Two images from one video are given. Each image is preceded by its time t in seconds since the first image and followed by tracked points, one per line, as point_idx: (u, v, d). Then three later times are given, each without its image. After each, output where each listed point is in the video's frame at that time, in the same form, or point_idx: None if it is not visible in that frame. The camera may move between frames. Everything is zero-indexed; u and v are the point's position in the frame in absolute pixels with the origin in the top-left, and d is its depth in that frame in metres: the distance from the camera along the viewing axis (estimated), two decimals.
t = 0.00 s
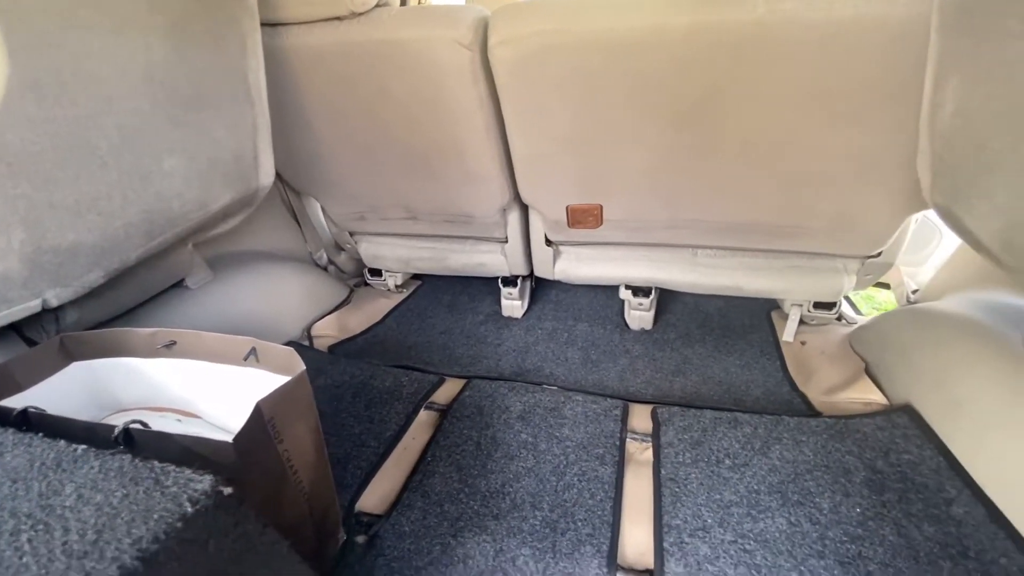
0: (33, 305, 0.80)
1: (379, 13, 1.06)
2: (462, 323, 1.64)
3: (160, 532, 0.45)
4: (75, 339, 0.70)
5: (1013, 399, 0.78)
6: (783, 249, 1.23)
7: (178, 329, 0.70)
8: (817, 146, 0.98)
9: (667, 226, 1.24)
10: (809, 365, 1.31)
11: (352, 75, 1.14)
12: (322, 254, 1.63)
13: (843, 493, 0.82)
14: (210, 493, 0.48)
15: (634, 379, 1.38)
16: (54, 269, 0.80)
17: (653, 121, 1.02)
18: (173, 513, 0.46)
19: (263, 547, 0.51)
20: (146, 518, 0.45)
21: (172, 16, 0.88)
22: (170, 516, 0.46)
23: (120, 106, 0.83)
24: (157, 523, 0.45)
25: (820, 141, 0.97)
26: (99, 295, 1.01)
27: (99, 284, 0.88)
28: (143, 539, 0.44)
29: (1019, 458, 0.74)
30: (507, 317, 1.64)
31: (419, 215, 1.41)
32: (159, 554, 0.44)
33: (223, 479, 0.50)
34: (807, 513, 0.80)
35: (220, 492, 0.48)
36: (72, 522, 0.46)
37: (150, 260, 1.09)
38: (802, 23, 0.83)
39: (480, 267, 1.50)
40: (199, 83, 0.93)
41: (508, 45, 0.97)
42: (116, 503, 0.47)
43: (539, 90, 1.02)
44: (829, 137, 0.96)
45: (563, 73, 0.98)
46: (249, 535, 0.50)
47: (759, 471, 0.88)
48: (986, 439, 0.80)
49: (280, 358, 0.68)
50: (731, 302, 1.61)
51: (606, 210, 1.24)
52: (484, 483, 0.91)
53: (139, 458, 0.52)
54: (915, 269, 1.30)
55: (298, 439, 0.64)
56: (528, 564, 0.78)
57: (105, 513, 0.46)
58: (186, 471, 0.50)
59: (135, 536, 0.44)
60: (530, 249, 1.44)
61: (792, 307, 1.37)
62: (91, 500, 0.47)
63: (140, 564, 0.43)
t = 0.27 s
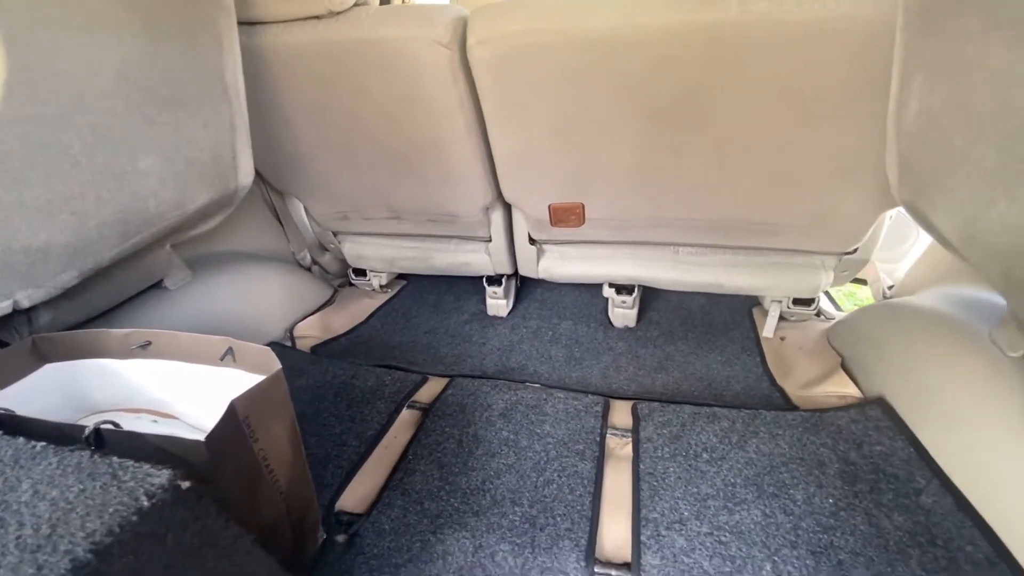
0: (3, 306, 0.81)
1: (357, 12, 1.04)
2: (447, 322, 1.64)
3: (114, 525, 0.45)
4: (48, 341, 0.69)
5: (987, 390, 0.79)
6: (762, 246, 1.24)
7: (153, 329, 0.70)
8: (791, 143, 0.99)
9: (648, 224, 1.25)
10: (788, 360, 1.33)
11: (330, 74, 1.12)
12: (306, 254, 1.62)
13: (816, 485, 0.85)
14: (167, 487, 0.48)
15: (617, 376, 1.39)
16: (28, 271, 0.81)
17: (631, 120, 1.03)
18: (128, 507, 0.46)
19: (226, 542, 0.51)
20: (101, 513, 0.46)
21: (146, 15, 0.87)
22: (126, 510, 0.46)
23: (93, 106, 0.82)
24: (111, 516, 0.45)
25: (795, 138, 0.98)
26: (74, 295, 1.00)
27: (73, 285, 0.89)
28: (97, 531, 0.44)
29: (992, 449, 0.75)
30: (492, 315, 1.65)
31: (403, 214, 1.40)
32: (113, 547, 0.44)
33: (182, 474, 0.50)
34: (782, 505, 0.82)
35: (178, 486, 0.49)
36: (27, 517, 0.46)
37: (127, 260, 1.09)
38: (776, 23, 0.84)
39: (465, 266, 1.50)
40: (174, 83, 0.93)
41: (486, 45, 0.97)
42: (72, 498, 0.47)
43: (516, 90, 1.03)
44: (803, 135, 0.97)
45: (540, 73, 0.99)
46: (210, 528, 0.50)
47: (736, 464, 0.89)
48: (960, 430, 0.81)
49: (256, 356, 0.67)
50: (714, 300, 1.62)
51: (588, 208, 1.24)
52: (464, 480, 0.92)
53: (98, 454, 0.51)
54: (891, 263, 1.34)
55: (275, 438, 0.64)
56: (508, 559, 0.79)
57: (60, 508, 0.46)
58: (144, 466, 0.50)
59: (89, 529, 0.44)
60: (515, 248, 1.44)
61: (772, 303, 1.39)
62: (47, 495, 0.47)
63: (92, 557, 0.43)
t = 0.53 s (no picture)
0: None
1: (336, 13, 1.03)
2: (433, 323, 1.64)
3: (70, 521, 0.45)
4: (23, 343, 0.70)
5: (957, 383, 0.81)
6: (741, 245, 1.26)
7: (128, 330, 0.70)
8: (767, 143, 1.01)
9: (630, 223, 1.26)
10: (768, 357, 1.35)
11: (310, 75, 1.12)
12: (291, 254, 1.62)
13: (791, 479, 0.86)
14: (127, 484, 0.49)
15: (601, 374, 1.40)
16: (2, 276, 0.81)
17: (609, 121, 1.04)
18: (86, 504, 0.47)
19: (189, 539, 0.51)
20: (58, 510, 0.46)
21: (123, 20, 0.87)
22: (83, 507, 0.47)
23: (67, 108, 0.82)
24: (69, 513, 0.46)
25: (771, 138, 1.00)
26: (52, 298, 1.00)
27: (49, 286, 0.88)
28: (52, 528, 0.45)
29: (966, 444, 0.77)
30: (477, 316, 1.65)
31: (387, 215, 1.40)
32: (69, 542, 0.45)
33: (142, 472, 0.51)
34: (757, 500, 0.83)
35: (137, 484, 0.49)
36: None
37: (105, 263, 1.08)
38: (751, 25, 0.85)
39: (451, 266, 1.50)
40: (151, 85, 0.93)
41: (464, 46, 0.98)
42: (30, 495, 0.47)
43: (495, 91, 1.03)
44: (778, 135, 0.99)
45: (519, 74, 1.00)
46: (172, 525, 0.50)
47: (713, 459, 0.91)
48: (932, 424, 0.82)
49: (232, 357, 0.68)
50: (697, 298, 1.64)
51: (570, 208, 1.25)
52: (445, 479, 0.92)
53: (57, 454, 0.52)
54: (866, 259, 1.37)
55: (252, 438, 0.64)
56: (487, 556, 0.79)
57: (17, 505, 0.47)
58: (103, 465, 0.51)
59: (46, 525, 0.45)
60: (499, 247, 1.45)
61: (752, 301, 1.40)
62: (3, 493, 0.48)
63: (49, 550, 0.43)
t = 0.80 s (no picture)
0: None
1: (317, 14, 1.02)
2: (420, 323, 1.64)
3: (28, 519, 0.45)
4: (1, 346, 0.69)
5: (931, 378, 0.82)
6: (724, 244, 1.27)
7: (106, 332, 0.70)
8: (746, 143, 1.02)
9: (614, 223, 1.27)
10: (751, 355, 1.36)
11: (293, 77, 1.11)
12: (276, 256, 1.61)
13: (769, 474, 0.87)
14: (88, 482, 0.49)
15: (586, 373, 1.41)
16: None
17: (591, 121, 1.04)
18: (46, 502, 0.46)
19: (153, 536, 0.53)
20: (17, 507, 0.45)
21: (103, 22, 0.87)
22: (43, 505, 0.46)
23: (44, 108, 0.81)
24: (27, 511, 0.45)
25: (750, 138, 1.01)
26: (31, 300, 0.99)
27: (24, 288, 0.88)
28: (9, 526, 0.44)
29: (940, 438, 0.78)
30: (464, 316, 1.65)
31: (372, 216, 1.40)
32: (28, 541, 0.44)
33: (103, 471, 0.51)
34: (736, 495, 0.84)
35: (99, 482, 0.49)
36: None
37: (83, 265, 1.08)
38: (730, 26, 0.86)
39: (438, 267, 1.51)
40: (131, 87, 0.93)
41: (445, 47, 0.98)
42: None
43: (477, 92, 1.04)
44: (756, 134, 1.00)
45: (500, 75, 1.00)
46: (134, 524, 0.51)
47: (693, 456, 0.91)
48: (906, 418, 0.84)
49: (212, 358, 0.69)
50: (683, 297, 1.65)
51: (554, 209, 1.26)
52: (427, 478, 0.93)
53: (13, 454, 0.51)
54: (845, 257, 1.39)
55: (230, 439, 0.65)
56: (468, 555, 0.80)
57: None
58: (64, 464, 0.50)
59: (4, 523, 0.44)
60: (485, 248, 1.45)
61: (736, 299, 1.42)
62: None
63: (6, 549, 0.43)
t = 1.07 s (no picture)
0: None
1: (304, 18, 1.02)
2: (411, 325, 1.64)
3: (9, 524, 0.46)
4: None
5: (914, 377, 0.83)
6: (712, 245, 1.28)
7: (93, 337, 0.70)
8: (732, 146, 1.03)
9: (603, 225, 1.28)
10: (740, 355, 1.37)
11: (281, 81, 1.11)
12: (268, 259, 1.61)
13: (755, 474, 0.88)
14: (68, 488, 0.50)
15: (577, 375, 1.41)
16: None
17: (578, 124, 1.05)
18: (25, 507, 0.48)
19: (135, 542, 0.53)
20: None
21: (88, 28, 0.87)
22: (23, 510, 0.47)
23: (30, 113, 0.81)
24: (7, 515, 0.47)
25: (735, 140, 1.02)
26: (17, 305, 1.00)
27: (10, 294, 0.87)
28: None
29: (922, 437, 0.79)
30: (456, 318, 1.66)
31: (363, 219, 1.41)
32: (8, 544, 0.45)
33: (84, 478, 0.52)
34: (722, 495, 0.85)
35: (79, 488, 0.50)
36: None
37: (70, 270, 1.08)
38: (715, 31, 0.87)
39: (429, 269, 1.51)
40: (117, 92, 0.93)
41: (431, 51, 0.98)
42: None
43: (465, 96, 1.04)
44: (742, 137, 1.01)
45: (488, 79, 1.01)
46: (115, 529, 0.52)
47: (681, 456, 0.92)
48: (889, 417, 0.85)
49: (197, 363, 0.68)
50: (673, 298, 1.66)
51: (544, 211, 1.26)
52: (416, 480, 0.93)
53: None
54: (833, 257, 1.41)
55: (217, 443, 0.65)
56: (456, 557, 0.80)
57: None
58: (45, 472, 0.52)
59: None
60: (476, 250, 1.46)
61: (725, 300, 1.43)
62: None
63: None
